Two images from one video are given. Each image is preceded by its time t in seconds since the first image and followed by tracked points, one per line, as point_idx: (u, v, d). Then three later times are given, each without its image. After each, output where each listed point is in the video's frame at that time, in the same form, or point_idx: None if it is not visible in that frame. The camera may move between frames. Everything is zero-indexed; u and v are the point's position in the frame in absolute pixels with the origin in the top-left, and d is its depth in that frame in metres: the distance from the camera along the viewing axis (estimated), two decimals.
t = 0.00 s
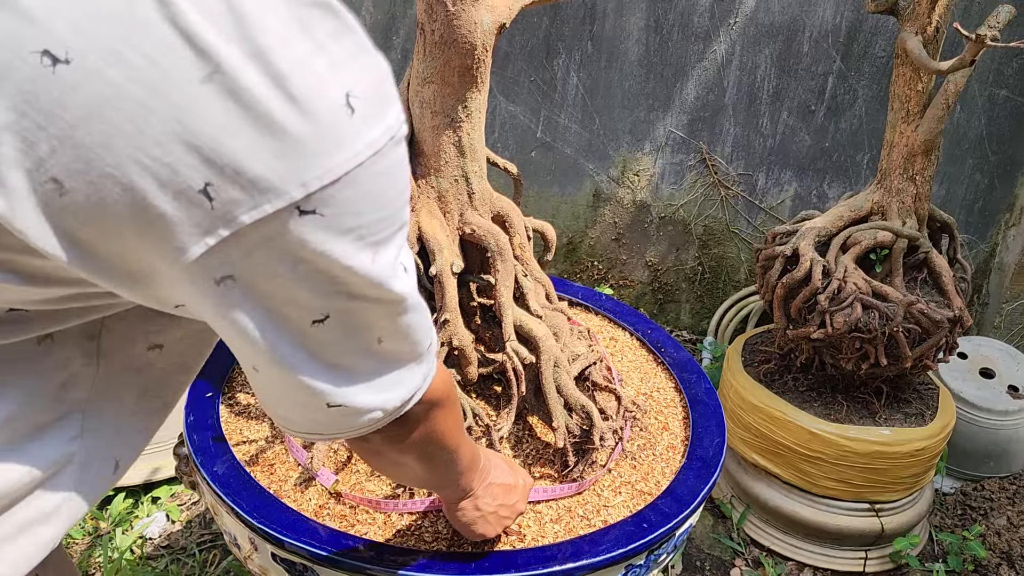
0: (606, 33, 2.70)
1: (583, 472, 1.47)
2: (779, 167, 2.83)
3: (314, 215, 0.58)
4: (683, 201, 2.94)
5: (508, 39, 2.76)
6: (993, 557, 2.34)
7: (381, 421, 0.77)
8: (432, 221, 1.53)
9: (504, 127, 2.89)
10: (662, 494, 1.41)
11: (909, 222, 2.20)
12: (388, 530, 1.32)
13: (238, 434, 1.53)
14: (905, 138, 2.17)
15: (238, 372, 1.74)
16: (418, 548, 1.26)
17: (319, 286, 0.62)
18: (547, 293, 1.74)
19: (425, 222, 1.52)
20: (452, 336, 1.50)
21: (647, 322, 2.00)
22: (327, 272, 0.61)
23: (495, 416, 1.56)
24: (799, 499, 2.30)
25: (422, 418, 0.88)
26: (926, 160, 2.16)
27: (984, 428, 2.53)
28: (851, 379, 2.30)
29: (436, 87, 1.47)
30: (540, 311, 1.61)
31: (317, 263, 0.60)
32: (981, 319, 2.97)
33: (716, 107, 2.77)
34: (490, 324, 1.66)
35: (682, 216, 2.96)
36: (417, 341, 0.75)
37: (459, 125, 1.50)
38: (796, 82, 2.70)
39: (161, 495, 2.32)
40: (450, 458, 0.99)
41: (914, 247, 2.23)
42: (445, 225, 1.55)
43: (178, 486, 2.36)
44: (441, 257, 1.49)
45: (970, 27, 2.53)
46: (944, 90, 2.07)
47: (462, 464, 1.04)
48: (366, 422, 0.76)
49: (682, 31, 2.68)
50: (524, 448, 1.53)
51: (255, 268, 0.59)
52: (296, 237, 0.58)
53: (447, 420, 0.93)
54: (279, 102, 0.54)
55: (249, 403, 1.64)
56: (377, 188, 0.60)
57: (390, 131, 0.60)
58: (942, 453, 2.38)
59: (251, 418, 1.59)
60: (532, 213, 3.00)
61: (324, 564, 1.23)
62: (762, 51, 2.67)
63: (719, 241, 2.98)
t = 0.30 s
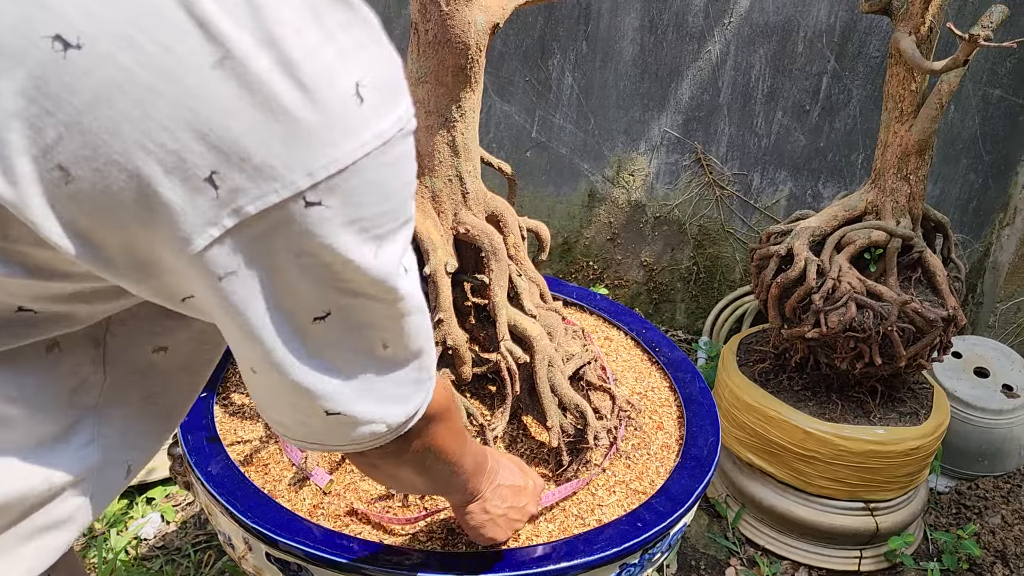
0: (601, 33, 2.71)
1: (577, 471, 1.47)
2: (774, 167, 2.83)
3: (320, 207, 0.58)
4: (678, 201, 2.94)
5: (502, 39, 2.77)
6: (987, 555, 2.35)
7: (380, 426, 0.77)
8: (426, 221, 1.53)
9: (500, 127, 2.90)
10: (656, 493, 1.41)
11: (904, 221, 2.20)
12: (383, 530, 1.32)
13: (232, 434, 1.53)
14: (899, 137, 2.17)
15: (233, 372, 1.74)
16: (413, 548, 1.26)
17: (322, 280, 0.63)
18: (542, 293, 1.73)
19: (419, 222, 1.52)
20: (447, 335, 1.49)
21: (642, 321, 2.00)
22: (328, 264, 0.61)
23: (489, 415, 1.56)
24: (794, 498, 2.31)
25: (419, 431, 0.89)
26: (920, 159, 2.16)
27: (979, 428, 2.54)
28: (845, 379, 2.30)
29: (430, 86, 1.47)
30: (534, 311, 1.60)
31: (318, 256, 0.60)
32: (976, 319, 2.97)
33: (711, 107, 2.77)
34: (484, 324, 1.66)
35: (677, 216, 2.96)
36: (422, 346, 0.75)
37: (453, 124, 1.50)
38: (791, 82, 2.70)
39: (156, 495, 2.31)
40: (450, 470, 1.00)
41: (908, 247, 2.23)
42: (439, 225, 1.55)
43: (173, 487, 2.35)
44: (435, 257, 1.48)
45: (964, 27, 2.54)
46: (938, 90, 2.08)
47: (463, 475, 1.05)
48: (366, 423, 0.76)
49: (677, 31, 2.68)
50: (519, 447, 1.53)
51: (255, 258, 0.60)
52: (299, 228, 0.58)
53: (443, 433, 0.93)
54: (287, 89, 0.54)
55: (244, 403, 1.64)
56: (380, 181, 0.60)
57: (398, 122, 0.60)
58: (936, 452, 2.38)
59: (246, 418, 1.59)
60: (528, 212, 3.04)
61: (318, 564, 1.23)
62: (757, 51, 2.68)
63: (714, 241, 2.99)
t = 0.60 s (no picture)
0: (597, 32, 2.70)
1: (573, 471, 1.47)
2: (770, 167, 2.83)
3: (94, 121, 0.47)
4: (674, 200, 2.94)
5: (498, 38, 2.76)
6: (983, 554, 2.35)
7: (286, 468, 0.57)
8: (421, 220, 1.52)
9: (495, 126, 2.89)
10: (651, 493, 1.41)
11: (899, 221, 2.20)
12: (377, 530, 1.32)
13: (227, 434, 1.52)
14: (895, 136, 2.17)
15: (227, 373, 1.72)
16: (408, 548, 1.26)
17: (137, 234, 0.49)
18: (537, 292, 1.72)
19: (414, 221, 1.51)
20: (442, 335, 1.48)
21: (637, 321, 2.00)
22: (127, 202, 0.48)
23: (484, 415, 1.55)
24: (790, 498, 2.31)
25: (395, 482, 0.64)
26: (915, 159, 2.17)
27: (974, 427, 2.54)
28: (841, 378, 2.30)
29: (424, 86, 1.47)
30: (530, 310, 1.59)
31: (112, 190, 0.48)
32: (971, 318, 2.97)
33: (707, 106, 2.77)
34: (480, 324, 1.66)
35: (673, 215, 2.96)
36: (308, 335, 0.56)
37: (448, 123, 1.50)
38: (786, 82, 2.70)
39: (150, 496, 2.30)
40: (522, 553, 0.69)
41: (904, 246, 2.23)
42: (434, 224, 1.54)
43: (168, 488, 2.34)
44: (429, 256, 1.48)
45: (959, 26, 2.54)
46: (933, 89, 2.08)
47: (556, 560, 0.71)
48: (263, 464, 0.57)
49: (673, 31, 2.68)
50: (514, 447, 1.52)
51: (36, 200, 0.48)
52: (81, 152, 0.47)
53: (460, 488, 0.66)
54: None
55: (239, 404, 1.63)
56: (188, 92, 0.49)
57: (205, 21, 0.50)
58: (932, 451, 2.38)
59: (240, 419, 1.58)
60: (524, 212, 3.01)
61: (313, 564, 1.23)
62: (752, 50, 2.68)
63: (710, 241, 2.99)
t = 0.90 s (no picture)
0: (596, 34, 2.71)
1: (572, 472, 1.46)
2: (768, 168, 2.83)
3: None
4: (673, 202, 2.94)
5: (497, 39, 2.76)
6: (981, 555, 2.35)
7: None
8: (420, 222, 1.53)
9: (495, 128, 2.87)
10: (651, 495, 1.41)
11: (897, 222, 2.21)
12: (377, 532, 1.31)
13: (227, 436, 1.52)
14: (893, 138, 2.17)
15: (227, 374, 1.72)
16: (409, 550, 1.26)
17: None
18: (536, 294, 1.73)
19: (414, 222, 1.52)
20: (441, 337, 1.49)
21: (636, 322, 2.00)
22: None
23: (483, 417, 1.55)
24: (789, 499, 2.31)
25: (136, 495, 0.60)
26: (913, 160, 2.17)
27: (972, 428, 2.55)
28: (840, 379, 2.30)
29: (424, 87, 1.47)
30: (529, 312, 1.60)
31: None
32: (969, 319, 2.98)
33: (705, 108, 2.77)
34: (479, 325, 1.66)
35: (672, 216, 2.96)
36: None
37: (447, 125, 1.50)
38: (784, 83, 2.71)
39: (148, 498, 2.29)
40: (346, 494, 0.63)
41: (902, 247, 2.24)
42: (433, 226, 1.55)
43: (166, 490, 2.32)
44: (429, 258, 1.48)
45: (956, 28, 2.55)
46: (931, 91, 2.08)
47: (375, 494, 0.64)
48: None
49: (671, 32, 2.69)
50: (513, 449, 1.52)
51: None
52: None
53: (215, 457, 0.61)
54: None
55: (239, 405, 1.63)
56: None
57: None
58: (930, 452, 2.39)
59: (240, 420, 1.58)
60: (524, 214, 2.99)
61: (313, 566, 1.23)
62: (750, 51, 2.68)
63: (709, 242, 2.99)
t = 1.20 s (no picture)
0: (596, 32, 2.69)
1: (573, 474, 1.43)
2: (770, 167, 2.82)
3: None
4: (674, 201, 2.92)
5: (496, 37, 2.74)
6: (984, 556, 2.33)
7: None
8: (419, 221, 1.52)
9: (493, 126, 2.87)
10: (652, 496, 1.39)
11: (900, 221, 2.19)
12: (376, 534, 1.30)
13: (223, 437, 1.51)
14: (895, 137, 2.16)
15: (223, 375, 1.70)
16: (407, 552, 1.25)
17: None
18: (537, 294, 1.72)
19: (412, 221, 1.51)
20: (439, 337, 1.47)
21: (637, 322, 1.98)
22: None
23: (483, 418, 1.54)
24: (791, 500, 2.29)
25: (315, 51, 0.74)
26: (916, 159, 2.16)
27: (975, 428, 2.53)
28: (842, 380, 2.29)
29: (423, 85, 1.45)
30: (529, 311, 1.59)
31: None
32: (971, 318, 2.96)
33: (706, 106, 2.76)
34: (478, 325, 1.65)
35: (673, 216, 2.95)
36: None
37: (446, 123, 1.49)
38: (786, 82, 2.69)
39: (145, 499, 2.27)
40: None
41: (905, 246, 2.22)
42: (432, 225, 1.54)
43: (163, 491, 2.31)
44: (428, 258, 1.47)
45: (959, 26, 2.54)
46: (934, 89, 2.07)
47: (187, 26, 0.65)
48: None
49: (672, 30, 2.67)
50: (513, 449, 1.51)
51: None
52: None
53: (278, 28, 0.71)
54: None
55: (235, 405, 1.61)
56: None
57: None
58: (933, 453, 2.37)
59: (237, 421, 1.56)
60: (523, 213, 2.99)
61: (311, 568, 1.22)
62: (752, 50, 2.67)
63: (710, 242, 2.97)
